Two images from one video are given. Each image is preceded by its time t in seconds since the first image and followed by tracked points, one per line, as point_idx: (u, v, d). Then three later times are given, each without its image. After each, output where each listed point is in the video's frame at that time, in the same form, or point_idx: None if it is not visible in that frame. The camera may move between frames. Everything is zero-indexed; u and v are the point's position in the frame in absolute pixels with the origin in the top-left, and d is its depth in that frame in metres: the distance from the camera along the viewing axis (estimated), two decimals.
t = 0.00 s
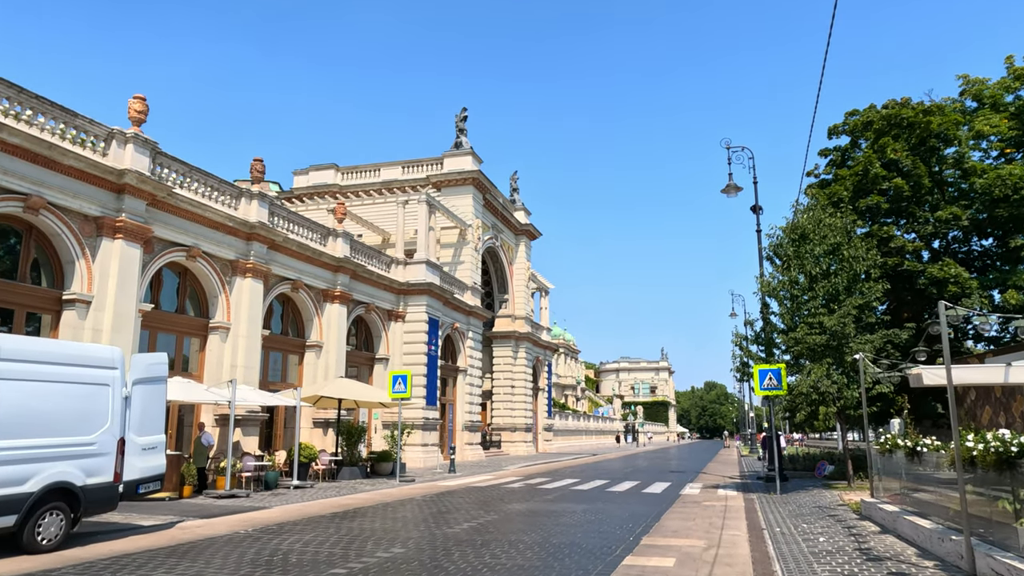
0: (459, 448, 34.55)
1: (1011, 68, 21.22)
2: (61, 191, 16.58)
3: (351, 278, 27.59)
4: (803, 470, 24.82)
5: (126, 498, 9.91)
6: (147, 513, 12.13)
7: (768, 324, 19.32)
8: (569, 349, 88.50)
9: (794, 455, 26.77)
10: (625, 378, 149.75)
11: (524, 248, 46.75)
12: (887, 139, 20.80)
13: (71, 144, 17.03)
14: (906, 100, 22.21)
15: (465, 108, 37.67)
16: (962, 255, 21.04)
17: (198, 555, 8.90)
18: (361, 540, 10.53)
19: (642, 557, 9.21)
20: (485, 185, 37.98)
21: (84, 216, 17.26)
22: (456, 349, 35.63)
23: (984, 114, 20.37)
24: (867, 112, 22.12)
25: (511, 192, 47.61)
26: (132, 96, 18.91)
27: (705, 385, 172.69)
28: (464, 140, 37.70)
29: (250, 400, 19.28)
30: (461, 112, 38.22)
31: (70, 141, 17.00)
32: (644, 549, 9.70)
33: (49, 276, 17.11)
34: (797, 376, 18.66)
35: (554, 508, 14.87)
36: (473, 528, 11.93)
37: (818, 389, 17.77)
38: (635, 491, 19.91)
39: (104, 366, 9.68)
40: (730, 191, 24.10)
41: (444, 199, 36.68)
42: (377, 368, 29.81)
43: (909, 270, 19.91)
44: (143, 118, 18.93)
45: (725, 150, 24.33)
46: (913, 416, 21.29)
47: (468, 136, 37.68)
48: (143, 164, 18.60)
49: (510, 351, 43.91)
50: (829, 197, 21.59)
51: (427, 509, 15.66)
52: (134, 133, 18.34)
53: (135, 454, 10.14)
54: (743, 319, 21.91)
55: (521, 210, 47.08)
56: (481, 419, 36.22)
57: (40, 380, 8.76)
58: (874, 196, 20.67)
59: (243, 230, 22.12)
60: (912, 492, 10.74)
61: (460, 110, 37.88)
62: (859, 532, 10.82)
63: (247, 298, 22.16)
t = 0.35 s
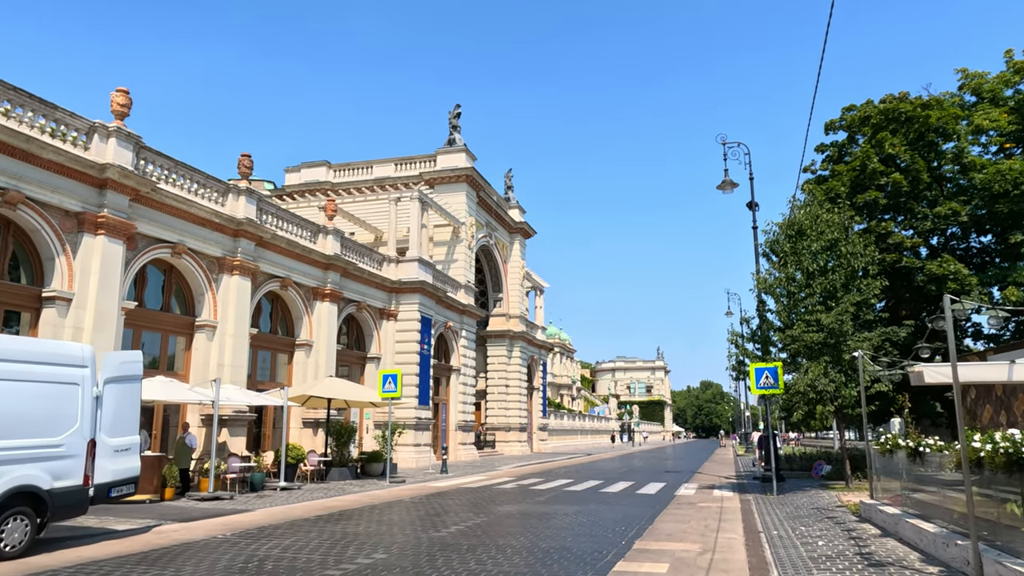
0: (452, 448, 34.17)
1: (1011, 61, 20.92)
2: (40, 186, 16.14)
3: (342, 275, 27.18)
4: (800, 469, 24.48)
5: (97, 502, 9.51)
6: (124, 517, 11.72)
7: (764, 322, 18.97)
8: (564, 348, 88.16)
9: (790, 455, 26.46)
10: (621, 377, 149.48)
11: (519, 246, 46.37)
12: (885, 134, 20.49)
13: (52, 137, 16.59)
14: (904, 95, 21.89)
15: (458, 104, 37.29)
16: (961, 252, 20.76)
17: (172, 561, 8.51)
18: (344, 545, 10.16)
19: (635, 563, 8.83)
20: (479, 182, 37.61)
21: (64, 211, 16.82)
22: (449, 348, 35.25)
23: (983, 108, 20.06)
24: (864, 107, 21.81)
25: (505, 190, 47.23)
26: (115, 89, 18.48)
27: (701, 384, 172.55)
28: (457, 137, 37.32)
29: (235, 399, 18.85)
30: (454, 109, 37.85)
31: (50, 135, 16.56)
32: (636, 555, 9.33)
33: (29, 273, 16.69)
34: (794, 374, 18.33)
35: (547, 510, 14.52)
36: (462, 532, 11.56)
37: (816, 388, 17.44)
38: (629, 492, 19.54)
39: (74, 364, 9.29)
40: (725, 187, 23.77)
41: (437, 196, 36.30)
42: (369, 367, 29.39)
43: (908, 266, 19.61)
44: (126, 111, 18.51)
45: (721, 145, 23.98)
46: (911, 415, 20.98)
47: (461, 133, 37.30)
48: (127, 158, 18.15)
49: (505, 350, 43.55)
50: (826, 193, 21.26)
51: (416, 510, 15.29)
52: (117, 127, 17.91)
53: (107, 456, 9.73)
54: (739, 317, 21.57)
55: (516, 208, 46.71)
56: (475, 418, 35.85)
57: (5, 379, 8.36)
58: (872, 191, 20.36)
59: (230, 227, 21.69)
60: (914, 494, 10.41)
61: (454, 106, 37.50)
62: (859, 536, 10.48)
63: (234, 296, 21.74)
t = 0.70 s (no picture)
0: (445, 447, 33.77)
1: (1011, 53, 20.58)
2: (17, 178, 15.69)
3: (332, 272, 26.74)
4: (796, 468, 24.13)
5: (63, 504, 9.08)
6: (98, 520, 11.30)
7: (761, 318, 18.59)
8: (559, 347, 87.80)
9: (787, 454, 26.11)
10: (616, 376, 149.20)
11: (513, 243, 45.94)
12: (884, 127, 20.13)
13: (30, 128, 16.13)
14: (903, 88, 21.53)
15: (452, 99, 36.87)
16: (960, 247, 20.43)
17: (139, 567, 8.09)
18: (324, 547, 9.75)
19: (627, 567, 8.44)
20: (473, 178, 37.19)
21: (42, 204, 16.36)
22: (442, 346, 34.83)
23: (983, 100, 19.72)
24: (862, 100, 21.46)
25: (500, 187, 46.82)
26: (96, 80, 18.01)
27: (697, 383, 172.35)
28: (451, 132, 36.91)
29: (219, 397, 18.39)
30: (447, 104, 37.42)
31: (28, 125, 16.10)
32: (628, 558, 8.93)
33: (6, 268, 16.23)
34: (792, 371, 17.96)
35: (538, 511, 14.12)
36: (450, 534, 11.16)
37: (813, 385, 17.08)
38: (623, 491, 19.15)
39: (39, 361, 8.86)
40: (721, 182, 23.40)
41: (430, 193, 35.88)
42: (360, 365, 28.95)
43: (907, 261, 19.27)
44: (108, 102, 18.04)
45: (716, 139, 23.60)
46: (910, 413, 20.65)
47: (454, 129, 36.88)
48: (108, 151, 17.69)
49: (499, 348, 43.15)
50: (824, 187, 20.90)
51: (405, 511, 14.87)
52: (99, 118, 17.44)
53: (76, 456, 9.30)
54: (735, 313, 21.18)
55: (510, 205, 46.29)
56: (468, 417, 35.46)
57: None
58: (870, 185, 20.01)
59: (216, 222, 21.23)
60: (916, 494, 10.04)
61: (447, 102, 37.08)
62: (859, 537, 10.12)
63: (220, 292, 21.27)
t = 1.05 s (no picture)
0: (438, 447, 33.37)
1: (1010, 46, 20.28)
2: None
3: (321, 269, 26.34)
4: (792, 469, 23.77)
5: (27, 507, 8.71)
6: (69, 523, 10.90)
7: (756, 315, 18.25)
8: (555, 347, 87.45)
9: (782, 454, 25.76)
10: (613, 376, 148.86)
11: (508, 241, 45.57)
12: (881, 121, 19.81)
13: (7, 120, 15.71)
14: (900, 82, 21.21)
15: (445, 96, 36.50)
16: (958, 244, 20.12)
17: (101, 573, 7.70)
18: (300, 551, 9.38)
19: (613, 573, 8.06)
20: (466, 175, 36.83)
21: (20, 198, 15.94)
22: (434, 345, 34.44)
23: (982, 95, 19.41)
24: (859, 95, 21.15)
25: (494, 184, 46.45)
26: (77, 71, 17.60)
27: (693, 383, 172.19)
28: (444, 129, 36.53)
29: (203, 396, 17.97)
30: (440, 101, 37.05)
31: (5, 117, 15.68)
32: (616, 564, 8.56)
33: None
34: (787, 370, 17.62)
35: (527, 513, 13.74)
36: (433, 537, 10.78)
37: (809, 383, 16.73)
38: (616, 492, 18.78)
39: None
40: (716, 178, 23.06)
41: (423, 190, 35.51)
42: (351, 364, 28.54)
43: (905, 257, 18.95)
44: (89, 95, 17.62)
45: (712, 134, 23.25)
46: (908, 412, 20.31)
47: (447, 125, 36.51)
48: (89, 144, 17.27)
49: (493, 347, 42.77)
50: (820, 183, 20.57)
51: (391, 513, 14.49)
52: (79, 110, 17.02)
53: (41, 457, 8.93)
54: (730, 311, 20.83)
55: (505, 204, 45.92)
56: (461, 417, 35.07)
57: None
58: (867, 180, 19.68)
59: (202, 218, 20.81)
60: (916, 495, 9.70)
61: (440, 98, 36.71)
62: (857, 541, 9.77)
63: (206, 289, 20.87)
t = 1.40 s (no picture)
0: (429, 448, 32.99)
1: (1007, 41, 19.97)
2: None
3: (309, 267, 25.92)
4: (787, 470, 23.45)
5: None
6: (35, 529, 10.48)
7: (750, 314, 17.89)
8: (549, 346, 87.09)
9: (777, 454, 25.43)
10: (608, 376, 148.63)
11: (501, 240, 45.18)
12: (876, 117, 19.49)
13: None
14: (896, 77, 20.89)
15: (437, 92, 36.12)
16: (954, 242, 19.82)
17: None
18: (272, 558, 8.97)
19: None
20: (458, 173, 36.44)
21: None
22: (426, 344, 34.05)
23: (979, 90, 19.10)
24: (855, 90, 20.83)
25: (487, 183, 46.07)
26: (55, 63, 17.15)
27: (689, 383, 172.07)
28: (436, 126, 36.14)
29: (183, 396, 17.52)
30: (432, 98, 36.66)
31: None
32: (601, 572, 8.17)
33: None
34: (781, 369, 17.26)
35: (513, 516, 13.36)
36: (414, 543, 10.38)
37: (803, 383, 16.39)
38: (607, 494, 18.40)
39: None
40: (710, 175, 22.72)
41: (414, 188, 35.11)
42: (340, 364, 28.10)
43: (900, 255, 18.64)
44: (67, 87, 17.18)
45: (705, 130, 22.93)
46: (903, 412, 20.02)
47: (439, 122, 36.12)
48: (67, 137, 16.84)
49: (486, 346, 42.40)
50: (815, 179, 20.24)
51: (374, 516, 14.08)
52: (57, 103, 16.58)
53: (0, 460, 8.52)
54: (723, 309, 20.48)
55: (498, 202, 45.54)
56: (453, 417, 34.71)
57: None
58: (863, 177, 19.35)
59: (185, 214, 20.37)
60: (914, 500, 9.34)
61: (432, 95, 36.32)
62: (852, 547, 9.43)
63: (189, 287, 20.43)
